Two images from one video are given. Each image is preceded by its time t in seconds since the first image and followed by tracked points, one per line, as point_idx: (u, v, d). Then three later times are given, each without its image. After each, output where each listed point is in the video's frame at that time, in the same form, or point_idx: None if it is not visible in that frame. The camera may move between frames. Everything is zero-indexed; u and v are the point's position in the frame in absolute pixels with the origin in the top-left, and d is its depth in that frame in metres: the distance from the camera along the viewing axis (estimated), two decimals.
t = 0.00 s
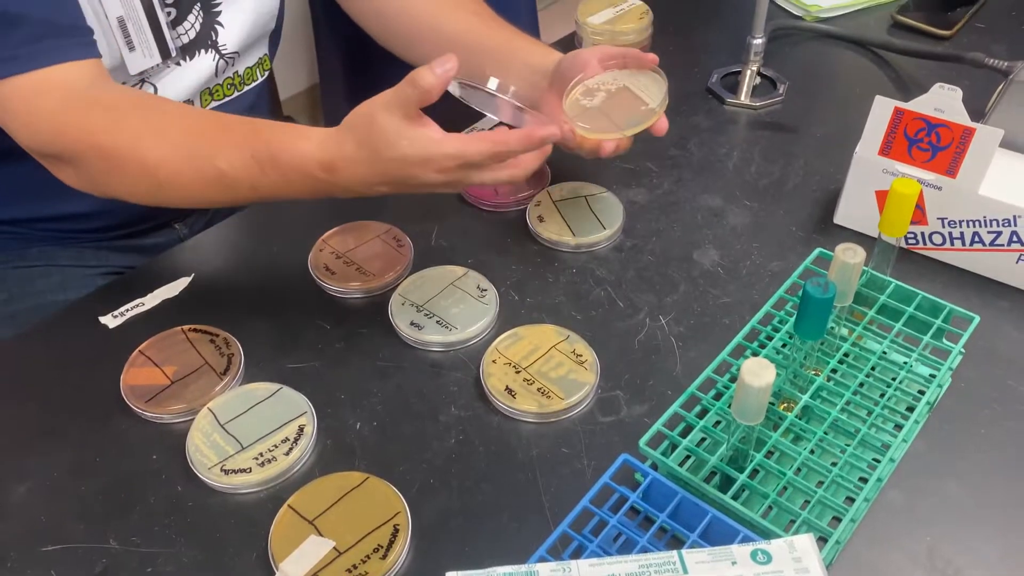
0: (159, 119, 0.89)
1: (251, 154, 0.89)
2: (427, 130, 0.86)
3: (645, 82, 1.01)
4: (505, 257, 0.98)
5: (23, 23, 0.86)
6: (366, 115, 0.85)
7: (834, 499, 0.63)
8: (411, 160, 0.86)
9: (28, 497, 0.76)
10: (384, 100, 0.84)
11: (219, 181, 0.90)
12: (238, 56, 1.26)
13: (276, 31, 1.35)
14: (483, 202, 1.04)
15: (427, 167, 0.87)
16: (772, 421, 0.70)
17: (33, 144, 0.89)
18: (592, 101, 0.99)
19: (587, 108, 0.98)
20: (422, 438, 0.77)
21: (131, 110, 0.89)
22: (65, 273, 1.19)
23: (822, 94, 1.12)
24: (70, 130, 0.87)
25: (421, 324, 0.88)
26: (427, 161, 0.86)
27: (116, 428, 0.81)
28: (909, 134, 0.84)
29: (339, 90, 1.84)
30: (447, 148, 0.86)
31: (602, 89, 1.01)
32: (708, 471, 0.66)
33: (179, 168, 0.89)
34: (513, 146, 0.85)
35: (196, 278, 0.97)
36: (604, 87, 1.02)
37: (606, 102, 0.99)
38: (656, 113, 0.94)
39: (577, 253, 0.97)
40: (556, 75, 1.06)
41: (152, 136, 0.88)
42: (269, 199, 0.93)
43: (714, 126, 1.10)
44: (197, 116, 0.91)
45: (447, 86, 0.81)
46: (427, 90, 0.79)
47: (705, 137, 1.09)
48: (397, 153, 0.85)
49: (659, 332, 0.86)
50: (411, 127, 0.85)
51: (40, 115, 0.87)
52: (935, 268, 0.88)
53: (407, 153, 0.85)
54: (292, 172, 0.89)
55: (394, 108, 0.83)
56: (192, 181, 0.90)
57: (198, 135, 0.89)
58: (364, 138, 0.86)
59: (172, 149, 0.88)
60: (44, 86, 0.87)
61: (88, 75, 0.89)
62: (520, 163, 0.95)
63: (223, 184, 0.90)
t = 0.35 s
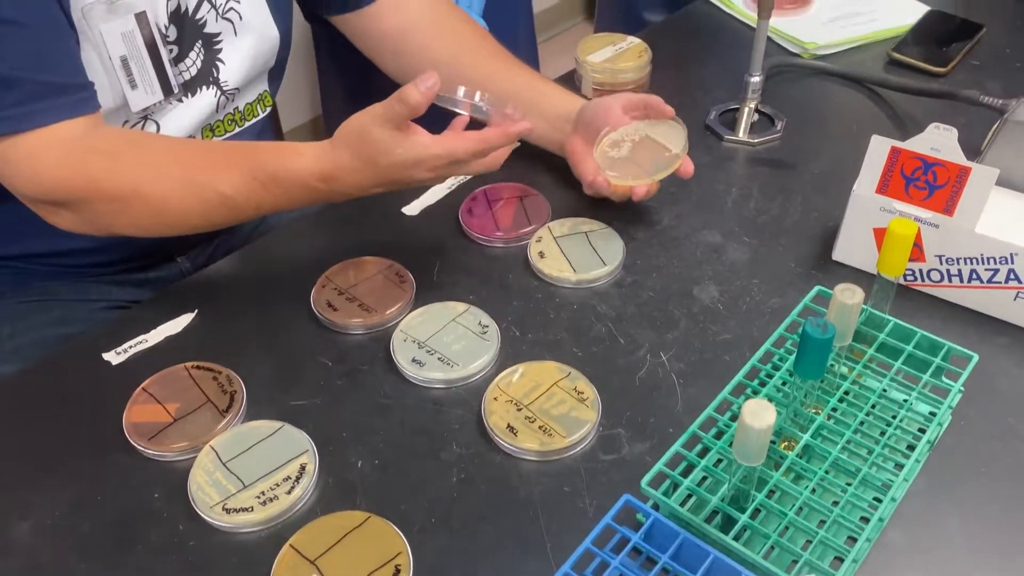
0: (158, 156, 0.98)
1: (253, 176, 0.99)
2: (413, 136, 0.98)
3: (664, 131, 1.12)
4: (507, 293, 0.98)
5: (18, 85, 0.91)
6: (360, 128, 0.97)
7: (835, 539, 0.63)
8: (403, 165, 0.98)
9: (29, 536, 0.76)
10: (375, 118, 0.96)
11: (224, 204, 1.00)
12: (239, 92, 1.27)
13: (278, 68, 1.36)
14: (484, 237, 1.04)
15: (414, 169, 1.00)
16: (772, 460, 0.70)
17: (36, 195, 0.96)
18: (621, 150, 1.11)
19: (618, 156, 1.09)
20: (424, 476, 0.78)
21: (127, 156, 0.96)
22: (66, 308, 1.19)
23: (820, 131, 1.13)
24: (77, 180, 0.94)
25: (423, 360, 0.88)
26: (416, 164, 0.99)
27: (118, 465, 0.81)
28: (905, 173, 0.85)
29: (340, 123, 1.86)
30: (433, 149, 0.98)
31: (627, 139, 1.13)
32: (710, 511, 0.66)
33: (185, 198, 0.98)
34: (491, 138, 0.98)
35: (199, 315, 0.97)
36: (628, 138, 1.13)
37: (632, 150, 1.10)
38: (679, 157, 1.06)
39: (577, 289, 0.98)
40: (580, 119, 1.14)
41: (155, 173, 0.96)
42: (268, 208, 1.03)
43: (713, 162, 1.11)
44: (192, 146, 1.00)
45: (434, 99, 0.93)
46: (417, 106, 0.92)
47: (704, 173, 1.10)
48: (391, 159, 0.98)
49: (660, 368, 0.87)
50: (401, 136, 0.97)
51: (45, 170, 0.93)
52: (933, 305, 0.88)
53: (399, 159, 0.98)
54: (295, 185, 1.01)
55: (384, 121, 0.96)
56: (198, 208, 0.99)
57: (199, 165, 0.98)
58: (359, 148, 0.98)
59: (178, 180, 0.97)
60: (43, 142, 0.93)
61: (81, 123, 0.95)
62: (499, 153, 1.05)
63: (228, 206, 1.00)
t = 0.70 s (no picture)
0: (187, 186, 1.00)
1: (282, 201, 1.02)
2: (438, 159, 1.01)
3: (670, 164, 1.12)
4: (501, 328, 0.98)
5: (33, 125, 0.91)
6: (387, 153, 1.00)
7: None
8: (429, 186, 1.01)
9: None
10: (401, 142, 1.00)
11: (254, 228, 1.02)
12: (236, 127, 1.27)
13: (273, 101, 1.36)
14: (478, 270, 1.04)
15: (439, 190, 1.03)
16: (767, 503, 0.70)
17: (63, 233, 0.97)
18: (624, 180, 1.10)
19: (620, 185, 1.09)
20: (416, 518, 0.77)
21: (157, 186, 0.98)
22: (58, 342, 1.19)
23: (813, 164, 1.13)
24: (106, 214, 0.96)
25: (416, 398, 0.88)
26: (440, 185, 1.02)
27: (108, 507, 0.80)
28: (898, 210, 0.85)
29: (335, 154, 1.86)
30: (457, 170, 1.01)
31: (632, 172, 1.12)
32: (704, 556, 0.66)
33: (217, 225, 1.00)
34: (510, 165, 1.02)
35: (192, 351, 0.97)
36: (633, 170, 1.12)
37: (636, 181, 1.10)
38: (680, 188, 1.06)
39: (571, 324, 0.98)
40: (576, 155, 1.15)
41: (185, 203, 0.99)
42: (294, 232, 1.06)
43: (707, 195, 1.11)
44: (218, 175, 1.02)
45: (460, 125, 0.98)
46: (444, 132, 0.96)
47: (698, 206, 1.10)
48: (417, 182, 1.01)
49: (654, 407, 0.86)
50: (428, 159, 1.00)
51: (75, 206, 0.94)
52: (927, 342, 0.88)
53: (426, 181, 1.01)
54: (323, 207, 1.03)
55: (409, 146, 1.00)
56: (228, 234, 1.01)
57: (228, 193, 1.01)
58: (387, 171, 1.00)
59: (209, 210, 1.00)
60: (70, 179, 0.94)
61: (103, 159, 0.97)
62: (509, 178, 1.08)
63: (257, 229, 1.02)
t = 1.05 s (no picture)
0: (186, 197, 1.00)
1: (282, 209, 1.03)
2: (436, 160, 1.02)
3: (666, 187, 1.12)
4: (495, 349, 0.97)
5: (24, 137, 0.90)
6: (385, 158, 1.02)
7: None
8: (428, 186, 1.02)
9: None
10: (399, 145, 1.01)
11: (254, 236, 1.02)
12: (227, 146, 1.27)
13: (265, 120, 1.36)
14: (473, 291, 1.03)
15: (438, 191, 1.04)
16: (764, 527, 0.69)
17: (59, 246, 0.95)
18: (619, 202, 1.10)
19: (614, 207, 1.08)
20: (410, 542, 0.76)
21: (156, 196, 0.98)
22: (48, 365, 1.19)
23: (807, 184, 1.13)
24: (106, 224, 0.95)
25: (409, 421, 0.87)
26: (438, 186, 1.03)
27: (97, 533, 0.79)
28: (893, 230, 0.85)
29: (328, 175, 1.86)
30: (453, 170, 1.01)
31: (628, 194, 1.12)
32: None
33: (217, 234, 1.00)
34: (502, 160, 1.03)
35: (183, 374, 0.96)
36: (628, 193, 1.12)
37: (631, 203, 1.10)
38: (675, 211, 1.06)
39: (566, 345, 0.97)
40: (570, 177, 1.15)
41: (185, 213, 0.99)
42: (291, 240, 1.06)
43: (701, 216, 1.11)
44: (215, 185, 1.02)
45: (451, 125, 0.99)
46: (441, 133, 0.98)
47: (692, 227, 1.10)
48: (416, 184, 1.02)
49: (649, 429, 0.86)
50: (426, 160, 1.01)
51: (76, 217, 0.93)
52: (922, 363, 0.88)
53: (425, 182, 1.02)
54: (322, 213, 1.04)
55: (406, 149, 1.01)
56: (228, 244, 1.01)
57: (227, 202, 1.01)
58: (386, 174, 1.02)
59: (208, 218, 0.99)
60: (70, 190, 0.93)
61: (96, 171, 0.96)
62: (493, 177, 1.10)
63: (257, 237, 1.02)
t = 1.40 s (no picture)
0: (188, 215, 1.00)
1: (285, 227, 1.02)
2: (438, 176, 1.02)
3: (655, 212, 1.12)
4: (486, 375, 0.98)
5: (28, 159, 0.90)
6: (386, 174, 1.02)
7: None
8: (430, 202, 1.03)
9: None
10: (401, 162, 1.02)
11: (256, 254, 1.02)
12: (221, 172, 1.27)
13: (257, 146, 1.36)
14: (464, 317, 1.04)
15: (440, 206, 1.05)
16: (754, 553, 0.69)
17: (60, 268, 0.95)
18: (608, 227, 1.11)
19: (603, 233, 1.09)
20: (400, 571, 0.76)
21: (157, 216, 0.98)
22: (38, 394, 1.18)
23: (794, 211, 1.14)
24: (107, 245, 0.94)
25: (400, 449, 0.87)
26: (439, 200, 1.04)
27: (85, 564, 0.79)
28: (879, 257, 0.86)
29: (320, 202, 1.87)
30: (455, 184, 1.03)
31: (617, 219, 1.12)
32: None
33: (219, 253, 1.00)
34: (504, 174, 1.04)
35: (173, 402, 0.96)
36: (617, 218, 1.13)
37: (620, 228, 1.10)
38: (662, 235, 1.06)
39: (556, 371, 0.98)
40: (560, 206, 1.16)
41: (187, 232, 0.98)
42: (293, 258, 1.06)
43: (689, 242, 1.12)
44: (218, 204, 1.02)
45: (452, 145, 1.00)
46: (443, 153, 0.99)
47: (681, 253, 1.10)
48: (417, 200, 1.03)
49: (640, 455, 0.86)
50: (429, 177, 1.02)
51: (77, 238, 0.93)
52: (909, 388, 0.88)
53: (428, 198, 1.03)
54: (325, 230, 1.04)
55: (408, 166, 1.02)
56: (230, 262, 1.00)
57: (229, 221, 1.01)
58: (389, 190, 1.02)
59: (210, 237, 0.99)
60: (71, 212, 0.93)
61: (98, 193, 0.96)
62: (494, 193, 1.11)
63: (260, 255, 1.02)
